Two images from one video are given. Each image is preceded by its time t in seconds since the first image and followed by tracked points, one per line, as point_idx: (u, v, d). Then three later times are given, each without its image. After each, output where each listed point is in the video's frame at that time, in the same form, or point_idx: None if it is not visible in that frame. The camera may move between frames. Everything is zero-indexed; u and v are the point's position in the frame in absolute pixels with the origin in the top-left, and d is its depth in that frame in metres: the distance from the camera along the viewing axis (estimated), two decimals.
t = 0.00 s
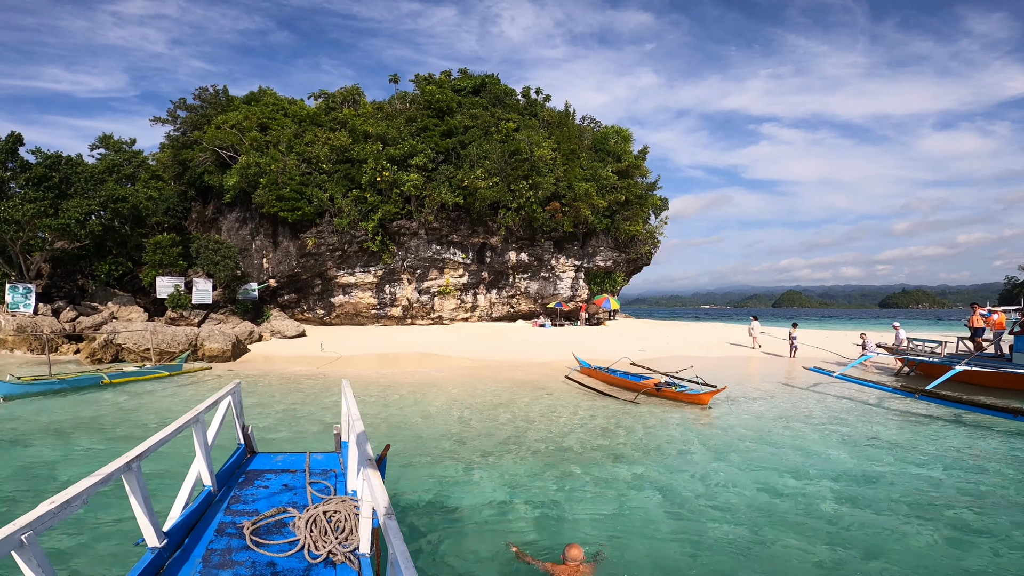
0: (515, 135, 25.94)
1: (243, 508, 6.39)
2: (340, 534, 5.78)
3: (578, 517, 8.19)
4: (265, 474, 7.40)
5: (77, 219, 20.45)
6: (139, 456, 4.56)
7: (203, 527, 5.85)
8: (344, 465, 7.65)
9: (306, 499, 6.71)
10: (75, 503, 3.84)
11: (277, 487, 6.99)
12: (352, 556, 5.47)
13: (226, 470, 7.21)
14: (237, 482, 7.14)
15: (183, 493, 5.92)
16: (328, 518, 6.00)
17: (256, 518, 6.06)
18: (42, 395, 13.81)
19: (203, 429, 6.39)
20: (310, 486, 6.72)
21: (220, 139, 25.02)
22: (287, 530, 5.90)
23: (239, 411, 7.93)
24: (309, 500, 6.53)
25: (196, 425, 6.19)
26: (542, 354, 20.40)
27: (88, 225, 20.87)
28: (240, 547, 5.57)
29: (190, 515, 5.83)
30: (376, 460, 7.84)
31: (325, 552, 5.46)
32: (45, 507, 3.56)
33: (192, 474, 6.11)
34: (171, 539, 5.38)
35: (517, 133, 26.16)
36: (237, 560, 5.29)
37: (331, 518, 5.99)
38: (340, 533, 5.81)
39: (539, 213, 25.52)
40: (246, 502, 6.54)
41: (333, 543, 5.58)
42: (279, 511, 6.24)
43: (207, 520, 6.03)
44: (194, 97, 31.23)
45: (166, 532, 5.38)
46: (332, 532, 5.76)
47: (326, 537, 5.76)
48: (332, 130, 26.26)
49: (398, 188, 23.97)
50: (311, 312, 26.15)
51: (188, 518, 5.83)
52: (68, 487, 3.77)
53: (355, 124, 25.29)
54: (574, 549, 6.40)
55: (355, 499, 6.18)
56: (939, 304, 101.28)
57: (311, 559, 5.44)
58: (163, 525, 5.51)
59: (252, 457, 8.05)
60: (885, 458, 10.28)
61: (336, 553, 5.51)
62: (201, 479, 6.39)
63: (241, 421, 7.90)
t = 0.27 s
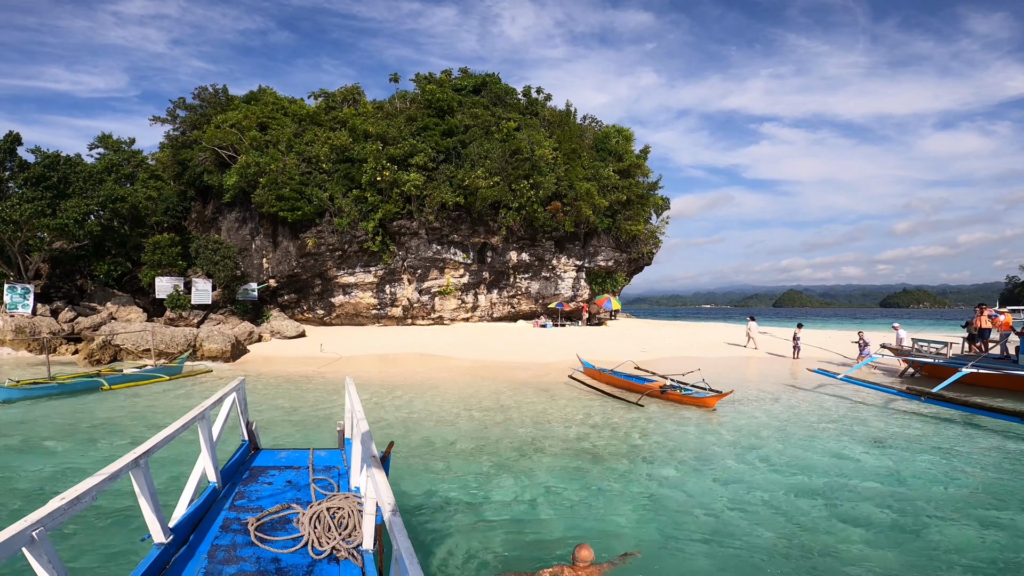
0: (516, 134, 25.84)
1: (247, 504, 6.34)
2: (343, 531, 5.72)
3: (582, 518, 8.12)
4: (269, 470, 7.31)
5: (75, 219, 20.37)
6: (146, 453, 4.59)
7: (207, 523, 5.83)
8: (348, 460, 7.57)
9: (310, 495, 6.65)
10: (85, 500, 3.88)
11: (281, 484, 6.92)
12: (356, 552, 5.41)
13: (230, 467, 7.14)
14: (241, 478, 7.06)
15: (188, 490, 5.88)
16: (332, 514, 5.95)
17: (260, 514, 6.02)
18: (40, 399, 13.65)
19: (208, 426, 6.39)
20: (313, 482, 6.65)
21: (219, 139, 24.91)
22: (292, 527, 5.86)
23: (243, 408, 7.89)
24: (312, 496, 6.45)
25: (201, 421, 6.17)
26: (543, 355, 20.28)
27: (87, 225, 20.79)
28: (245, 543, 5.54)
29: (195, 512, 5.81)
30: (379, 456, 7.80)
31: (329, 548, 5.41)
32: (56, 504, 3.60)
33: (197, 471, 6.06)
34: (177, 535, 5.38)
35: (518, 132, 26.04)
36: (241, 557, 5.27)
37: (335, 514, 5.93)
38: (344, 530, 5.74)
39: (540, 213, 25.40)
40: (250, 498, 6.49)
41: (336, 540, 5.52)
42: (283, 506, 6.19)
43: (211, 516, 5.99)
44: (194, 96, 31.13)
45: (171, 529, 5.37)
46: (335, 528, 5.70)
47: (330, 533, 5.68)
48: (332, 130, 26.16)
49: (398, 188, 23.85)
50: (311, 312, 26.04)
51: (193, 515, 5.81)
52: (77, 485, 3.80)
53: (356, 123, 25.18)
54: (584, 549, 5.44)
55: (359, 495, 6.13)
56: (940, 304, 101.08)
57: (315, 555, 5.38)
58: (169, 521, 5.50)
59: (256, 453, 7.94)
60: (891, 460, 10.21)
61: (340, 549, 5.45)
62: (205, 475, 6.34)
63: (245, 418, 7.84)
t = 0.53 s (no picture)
0: (517, 133, 25.76)
1: (246, 503, 6.24)
2: (342, 530, 5.62)
3: (585, 517, 8.03)
4: (268, 471, 7.21)
5: (73, 217, 20.31)
6: (146, 454, 4.52)
7: (207, 522, 5.73)
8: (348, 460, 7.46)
9: (309, 495, 6.55)
10: (86, 500, 3.81)
11: (280, 484, 6.82)
12: (354, 552, 5.32)
13: (230, 467, 7.04)
14: (240, 478, 6.95)
15: (188, 490, 5.78)
16: (330, 514, 5.84)
17: (259, 514, 5.93)
18: (37, 399, 13.50)
19: (209, 426, 6.29)
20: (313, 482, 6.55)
21: (219, 137, 24.82)
22: (291, 527, 5.75)
23: (244, 408, 7.78)
24: (311, 496, 6.35)
25: (201, 421, 6.08)
26: (545, 354, 20.17)
27: (86, 223, 20.70)
28: (244, 543, 5.44)
29: (194, 512, 5.71)
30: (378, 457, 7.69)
31: (328, 548, 5.32)
32: (56, 503, 3.54)
33: (197, 471, 5.96)
34: (177, 535, 5.28)
35: (519, 130, 25.94)
36: (241, 556, 5.18)
37: (333, 514, 5.83)
38: (342, 530, 5.65)
39: (541, 211, 25.29)
40: (250, 498, 6.39)
41: (335, 539, 5.43)
42: (282, 506, 6.09)
43: (211, 516, 5.89)
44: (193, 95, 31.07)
45: (171, 528, 5.28)
46: (333, 528, 5.60)
47: (328, 533, 5.59)
48: (332, 128, 26.07)
49: (398, 186, 23.76)
50: (311, 311, 25.92)
51: (193, 515, 5.71)
52: (78, 485, 3.73)
53: (356, 122, 25.09)
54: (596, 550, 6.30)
55: (357, 495, 6.02)
56: (941, 303, 100.91)
57: (314, 554, 5.29)
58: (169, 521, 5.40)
59: (256, 453, 7.82)
60: (897, 458, 10.10)
61: (338, 549, 5.36)
62: (205, 475, 6.24)
63: (244, 419, 7.74)
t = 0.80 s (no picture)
0: (519, 130, 25.64)
1: (245, 506, 6.13)
2: (340, 533, 5.51)
3: (588, 516, 7.92)
4: (267, 473, 7.09)
5: (72, 215, 20.22)
6: (143, 457, 4.45)
7: (205, 525, 5.63)
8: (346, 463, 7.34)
9: (307, 498, 6.43)
10: (82, 503, 3.75)
11: (278, 486, 6.70)
12: (352, 554, 5.22)
13: (228, 470, 6.92)
14: (239, 481, 6.84)
15: (186, 494, 5.67)
16: (329, 517, 5.72)
17: (257, 517, 5.82)
18: (32, 399, 13.31)
19: (206, 429, 6.18)
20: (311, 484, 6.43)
21: (219, 134, 24.69)
22: (288, 529, 5.65)
23: (242, 411, 7.66)
24: (309, 499, 6.24)
25: (199, 424, 5.98)
26: (546, 352, 20.04)
27: (85, 221, 20.61)
28: (241, 546, 5.34)
29: (192, 514, 5.61)
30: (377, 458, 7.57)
31: (326, 550, 5.22)
32: (52, 506, 3.46)
33: (194, 474, 5.85)
34: (174, 537, 5.18)
35: (520, 128, 25.82)
36: (238, 559, 5.09)
37: (331, 517, 5.72)
38: (340, 531, 5.54)
39: (543, 209, 25.15)
40: (248, 501, 6.28)
41: (333, 542, 5.33)
42: (280, 509, 5.98)
43: (209, 519, 5.78)
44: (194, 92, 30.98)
45: (169, 530, 5.18)
46: (331, 531, 5.49)
47: (326, 536, 5.48)
48: (333, 125, 25.97)
49: (399, 183, 23.65)
50: (312, 310, 25.80)
51: (192, 516, 5.61)
52: (75, 487, 3.67)
53: (357, 119, 24.98)
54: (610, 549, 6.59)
55: (356, 497, 5.88)
56: (943, 301, 100.68)
57: (312, 557, 5.18)
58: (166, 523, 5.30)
59: (254, 457, 7.70)
60: (905, 457, 9.96)
61: (336, 551, 5.26)
62: (203, 478, 6.13)
63: (243, 421, 7.62)
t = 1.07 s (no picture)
0: (520, 128, 25.51)
1: (241, 512, 5.99)
2: (336, 538, 5.39)
3: (592, 516, 7.78)
4: (263, 479, 6.94)
5: (71, 212, 20.10)
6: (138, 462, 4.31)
7: (201, 530, 5.49)
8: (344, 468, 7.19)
9: (304, 503, 6.29)
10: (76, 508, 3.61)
11: (275, 491, 6.56)
12: (349, 560, 5.11)
13: (225, 475, 6.78)
14: (235, 486, 6.69)
15: (181, 499, 5.53)
16: (326, 522, 5.60)
17: (253, 522, 5.69)
18: (30, 398, 13.17)
19: (202, 434, 6.04)
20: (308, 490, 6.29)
21: (219, 132, 24.55)
22: (286, 534, 5.51)
23: (239, 417, 7.52)
24: (307, 504, 6.10)
25: (195, 429, 5.84)
26: (548, 351, 19.90)
27: (83, 219, 20.50)
28: (238, 551, 5.21)
29: (189, 519, 5.47)
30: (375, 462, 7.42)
31: (322, 556, 5.11)
32: (46, 510, 3.36)
33: (190, 479, 5.72)
34: (170, 542, 5.05)
35: (522, 126, 25.69)
36: (234, 564, 4.96)
37: (328, 522, 5.60)
38: (336, 537, 5.43)
39: (544, 207, 25.00)
40: (245, 507, 6.14)
41: (329, 547, 5.21)
42: (277, 514, 5.85)
43: (205, 524, 5.64)
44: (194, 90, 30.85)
45: (164, 535, 5.05)
46: (328, 536, 5.38)
47: (323, 541, 5.37)
48: (333, 123, 25.85)
49: (400, 181, 23.52)
50: (312, 308, 25.65)
51: (188, 521, 5.48)
52: (69, 491, 3.55)
53: (358, 117, 24.85)
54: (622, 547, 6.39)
55: (353, 502, 5.78)
56: (944, 301, 100.46)
57: (308, 562, 5.07)
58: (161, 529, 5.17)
59: (251, 462, 7.56)
60: (913, 455, 9.80)
61: (333, 557, 5.15)
62: (199, 483, 5.99)
63: (239, 426, 7.47)
